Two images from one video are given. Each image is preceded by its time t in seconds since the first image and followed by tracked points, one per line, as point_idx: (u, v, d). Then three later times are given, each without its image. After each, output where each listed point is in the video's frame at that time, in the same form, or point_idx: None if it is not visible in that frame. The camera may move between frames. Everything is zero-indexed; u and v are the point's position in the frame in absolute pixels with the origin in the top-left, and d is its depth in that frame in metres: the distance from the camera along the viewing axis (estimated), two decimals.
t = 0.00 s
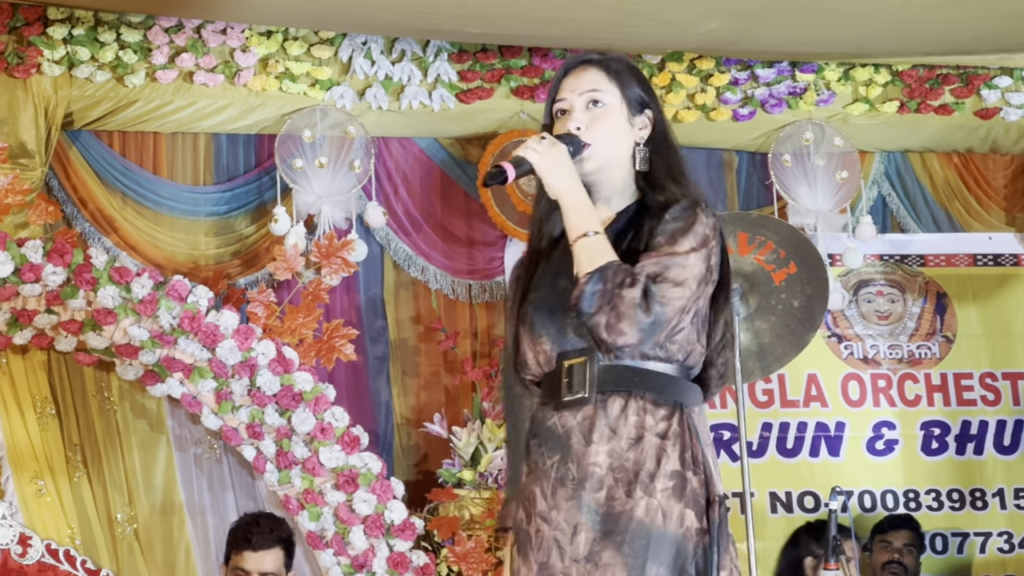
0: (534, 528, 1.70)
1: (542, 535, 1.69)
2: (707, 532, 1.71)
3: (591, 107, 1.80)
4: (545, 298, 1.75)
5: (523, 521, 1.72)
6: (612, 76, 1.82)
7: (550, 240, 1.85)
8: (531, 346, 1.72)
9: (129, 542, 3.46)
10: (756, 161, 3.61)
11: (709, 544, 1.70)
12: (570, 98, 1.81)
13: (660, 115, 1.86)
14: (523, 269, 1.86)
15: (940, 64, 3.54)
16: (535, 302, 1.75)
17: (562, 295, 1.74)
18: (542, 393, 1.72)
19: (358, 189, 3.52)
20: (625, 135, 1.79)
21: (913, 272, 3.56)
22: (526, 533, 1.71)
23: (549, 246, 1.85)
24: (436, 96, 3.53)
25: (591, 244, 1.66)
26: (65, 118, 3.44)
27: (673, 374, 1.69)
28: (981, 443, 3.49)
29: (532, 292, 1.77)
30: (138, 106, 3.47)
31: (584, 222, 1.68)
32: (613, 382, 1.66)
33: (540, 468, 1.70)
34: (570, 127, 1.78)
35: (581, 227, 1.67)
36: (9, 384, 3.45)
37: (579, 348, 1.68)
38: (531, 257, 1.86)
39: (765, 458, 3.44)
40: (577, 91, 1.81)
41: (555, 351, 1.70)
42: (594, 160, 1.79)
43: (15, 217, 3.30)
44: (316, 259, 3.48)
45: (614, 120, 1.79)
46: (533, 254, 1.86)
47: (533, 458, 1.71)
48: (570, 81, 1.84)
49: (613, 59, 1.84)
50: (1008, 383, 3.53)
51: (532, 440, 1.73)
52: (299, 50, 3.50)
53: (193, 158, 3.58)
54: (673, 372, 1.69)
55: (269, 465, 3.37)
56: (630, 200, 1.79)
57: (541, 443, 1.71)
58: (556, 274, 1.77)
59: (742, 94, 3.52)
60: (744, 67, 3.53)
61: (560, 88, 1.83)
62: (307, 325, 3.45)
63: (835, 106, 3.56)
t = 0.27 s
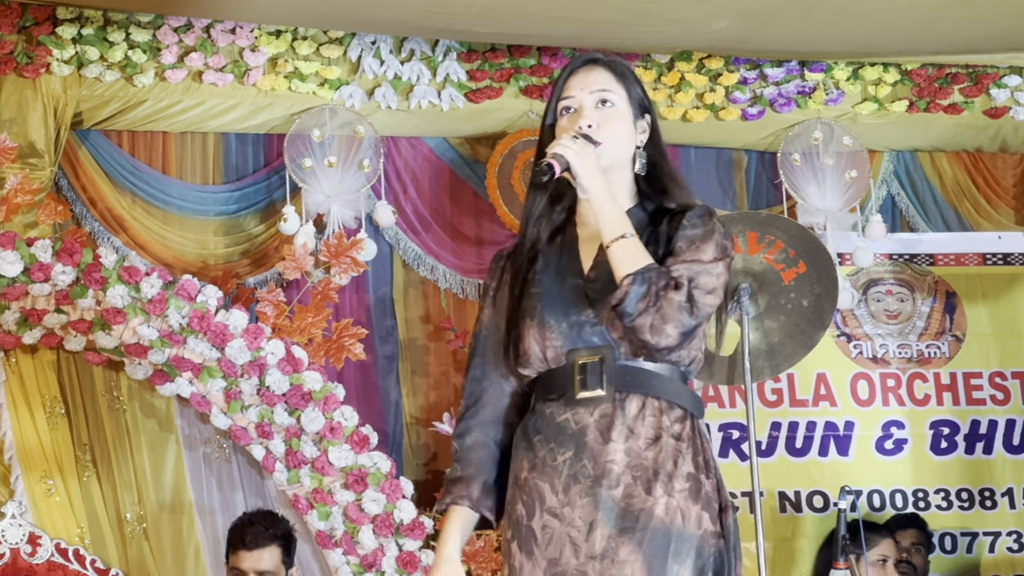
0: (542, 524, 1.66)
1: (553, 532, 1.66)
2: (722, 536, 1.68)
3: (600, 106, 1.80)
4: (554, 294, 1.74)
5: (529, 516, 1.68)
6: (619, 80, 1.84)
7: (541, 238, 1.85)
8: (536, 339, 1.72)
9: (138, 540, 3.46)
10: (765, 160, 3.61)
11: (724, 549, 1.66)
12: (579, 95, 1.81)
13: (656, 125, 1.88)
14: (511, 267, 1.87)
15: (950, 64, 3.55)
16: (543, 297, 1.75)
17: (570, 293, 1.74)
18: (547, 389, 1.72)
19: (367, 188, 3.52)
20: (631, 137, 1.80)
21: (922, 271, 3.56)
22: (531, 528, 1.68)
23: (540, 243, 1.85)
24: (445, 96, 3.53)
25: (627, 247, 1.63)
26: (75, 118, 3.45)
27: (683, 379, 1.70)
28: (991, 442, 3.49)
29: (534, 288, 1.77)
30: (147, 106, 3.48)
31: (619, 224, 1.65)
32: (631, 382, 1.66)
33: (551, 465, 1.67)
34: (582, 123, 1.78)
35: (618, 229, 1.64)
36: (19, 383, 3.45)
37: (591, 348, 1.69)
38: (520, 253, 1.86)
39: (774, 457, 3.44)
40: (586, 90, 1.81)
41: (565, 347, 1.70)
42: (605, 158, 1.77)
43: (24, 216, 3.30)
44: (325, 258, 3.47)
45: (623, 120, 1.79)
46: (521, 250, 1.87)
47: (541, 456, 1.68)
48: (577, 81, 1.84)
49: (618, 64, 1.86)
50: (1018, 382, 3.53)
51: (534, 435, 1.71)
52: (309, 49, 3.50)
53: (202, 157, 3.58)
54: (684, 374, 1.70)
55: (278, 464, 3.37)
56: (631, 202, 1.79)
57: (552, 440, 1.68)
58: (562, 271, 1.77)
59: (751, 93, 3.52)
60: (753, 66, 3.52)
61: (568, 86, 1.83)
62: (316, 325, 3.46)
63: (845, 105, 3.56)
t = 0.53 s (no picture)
0: (555, 520, 1.71)
1: (566, 527, 1.70)
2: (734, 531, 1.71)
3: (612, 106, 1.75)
4: (565, 289, 1.74)
5: (541, 513, 1.73)
6: (631, 77, 1.77)
7: (555, 233, 1.82)
8: (548, 332, 1.73)
9: (146, 539, 3.47)
10: (773, 160, 3.61)
11: (737, 545, 1.70)
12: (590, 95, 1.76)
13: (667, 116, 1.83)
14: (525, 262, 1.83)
15: (958, 64, 3.55)
16: (555, 291, 1.74)
17: (583, 288, 1.73)
18: (556, 386, 1.73)
19: (375, 188, 3.52)
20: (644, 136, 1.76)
21: (931, 270, 3.56)
22: (543, 526, 1.72)
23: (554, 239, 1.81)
24: (454, 95, 3.53)
25: (679, 194, 1.70)
26: (83, 118, 3.45)
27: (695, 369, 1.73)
28: (1000, 442, 3.48)
29: (548, 282, 1.76)
30: (156, 106, 3.48)
31: (666, 177, 1.71)
32: (642, 376, 1.69)
33: (562, 461, 1.72)
34: (595, 124, 1.74)
35: (665, 182, 1.71)
36: (28, 382, 3.46)
37: (601, 342, 1.70)
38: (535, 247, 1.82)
39: (783, 457, 3.44)
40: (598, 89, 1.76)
41: (576, 343, 1.71)
42: (618, 157, 1.75)
43: (33, 216, 3.31)
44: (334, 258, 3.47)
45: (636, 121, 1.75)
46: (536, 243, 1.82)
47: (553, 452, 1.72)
48: (588, 77, 1.78)
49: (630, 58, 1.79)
50: None
51: (547, 432, 1.74)
52: (317, 48, 3.52)
53: (211, 157, 3.58)
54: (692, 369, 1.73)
55: (287, 464, 3.37)
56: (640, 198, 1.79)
57: (563, 436, 1.72)
58: (574, 266, 1.76)
59: (760, 93, 3.53)
60: (761, 67, 3.53)
61: (579, 84, 1.77)
62: (325, 324, 3.46)
63: (853, 105, 3.55)
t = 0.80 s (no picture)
0: (567, 517, 1.62)
1: (578, 524, 1.61)
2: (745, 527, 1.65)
3: (606, 100, 1.76)
4: (573, 281, 1.68)
5: (552, 511, 1.64)
6: (626, 75, 1.80)
7: (556, 223, 1.77)
8: (553, 323, 1.67)
9: (155, 539, 3.47)
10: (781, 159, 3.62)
11: (749, 540, 1.63)
12: (585, 88, 1.77)
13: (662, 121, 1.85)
14: (524, 252, 1.78)
15: (967, 62, 3.53)
16: (563, 283, 1.68)
17: (591, 280, 1.67)
18: (565, 380, 1.66)
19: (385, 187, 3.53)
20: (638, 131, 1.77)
21: (939, 269, 3.55)
22: (554, 523, 1.64)
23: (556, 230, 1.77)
24: (462, 94, 3.53)
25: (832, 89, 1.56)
26: (92, 117, 3.45)
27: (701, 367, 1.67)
28: (1008, 441, 3.49)
29: (554, 272, 1.70)
30: (164, 105, 3.48)
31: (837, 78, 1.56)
32: (652, 369, 1.62)
33: (573, 457, 1.63)
34: (588, 116, 1.74)
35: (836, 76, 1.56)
36: (36, 381, 3.46)
37: (609, 335, 1.63)
38: (535, 236, 1.78)
39: (791, 455, 3.44)
40: (592, 83, 1.77)
41: (583, 337, 1.64)
42: (611, 150, 1.74)
43: (41, 215, 3.32)
44: (341, 257, 3.49)
45: (630, 113, 1.76)
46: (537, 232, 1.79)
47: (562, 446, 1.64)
48: (584, 73, 1.80)
49: (626, 59, 1.82)
50: None
51: (556, 427, 1.66)
52: (325, 48, 3.50)
53: (219, 156, 3.59)
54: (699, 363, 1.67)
55: (296, 463, 3.38)
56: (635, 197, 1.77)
57: (572, 431, 1.64)
58: (580, 257, 1.70)
59: (768, 92, 3.53)
60: (770, 65, 3.53)
61: (575, 78, 1.79)
62: (333, 323, 3.46)
63: (862, 103, 3.56)
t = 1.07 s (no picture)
0: (582, 509, 1.62)
1: (591, 517, 1.61)
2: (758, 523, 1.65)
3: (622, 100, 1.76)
4: (592, 273, 1.68)
5: (566, 503, 1.64)
6: (642, 75, 1.79)
7: (576, 215, 1.77)
8: (569, 316, 1.67)
9: (163, 538, 3.47)
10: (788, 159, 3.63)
11: (763, 536, 1.63)
12: (600, 90, 1.76)
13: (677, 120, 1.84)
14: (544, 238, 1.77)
15: (974, 61, 3.53)
16: (581, 275, 1.69)
17: (608, 275, 1.67)
18: (577, 371, 1.65)
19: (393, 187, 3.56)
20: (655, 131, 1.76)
21: (946, 269, 3.55)
22: (568, 516, 1.63)
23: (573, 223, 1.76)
24: (469, 94, 3.51)
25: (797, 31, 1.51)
26: (99, 117, 3.45)
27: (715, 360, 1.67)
28: (1016, 441, 3.48)
29: (573, 263, 1.70)
30: (172, 105, 3.48)
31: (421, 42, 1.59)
32: (667, 365, 1.62)
33: (588, 450, 1.63)
34: (604, 117, 1.73)
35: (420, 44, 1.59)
36: (44, 381, 3.45)
37: (624, 331, 1.63)
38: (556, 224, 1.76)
39: (799, 455, 3.44)
40: (608, 84, 1.76)
41: (598, 330, 1.65)
42: (629, 151, 1.74)
43: (49, 215, 3.31)
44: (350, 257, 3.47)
45: (646, 113, 1.75)
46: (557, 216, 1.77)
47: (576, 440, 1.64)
48: (599, 74, 1.79)
49: (640, 61, 1.81)
50: None
51: (569, 419, 1.66)
52: (333, 48, 3.50)
53: (227, 156, 3.60)
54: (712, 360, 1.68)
55: (303, 463, 3.37)
56: (652, 194, 1.77)
57: (586, 423, 1.64)
58: (598, 249, 1.70)
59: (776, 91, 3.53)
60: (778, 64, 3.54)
61: (590, 80, 1.78)
62: (341, 323, 3.45)
63: (869, 103, 3.55)
